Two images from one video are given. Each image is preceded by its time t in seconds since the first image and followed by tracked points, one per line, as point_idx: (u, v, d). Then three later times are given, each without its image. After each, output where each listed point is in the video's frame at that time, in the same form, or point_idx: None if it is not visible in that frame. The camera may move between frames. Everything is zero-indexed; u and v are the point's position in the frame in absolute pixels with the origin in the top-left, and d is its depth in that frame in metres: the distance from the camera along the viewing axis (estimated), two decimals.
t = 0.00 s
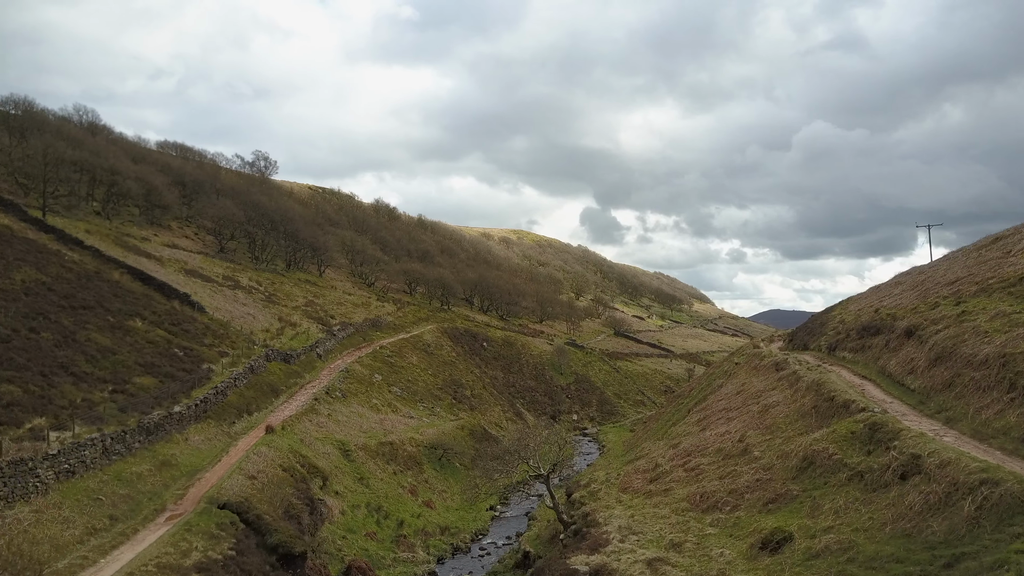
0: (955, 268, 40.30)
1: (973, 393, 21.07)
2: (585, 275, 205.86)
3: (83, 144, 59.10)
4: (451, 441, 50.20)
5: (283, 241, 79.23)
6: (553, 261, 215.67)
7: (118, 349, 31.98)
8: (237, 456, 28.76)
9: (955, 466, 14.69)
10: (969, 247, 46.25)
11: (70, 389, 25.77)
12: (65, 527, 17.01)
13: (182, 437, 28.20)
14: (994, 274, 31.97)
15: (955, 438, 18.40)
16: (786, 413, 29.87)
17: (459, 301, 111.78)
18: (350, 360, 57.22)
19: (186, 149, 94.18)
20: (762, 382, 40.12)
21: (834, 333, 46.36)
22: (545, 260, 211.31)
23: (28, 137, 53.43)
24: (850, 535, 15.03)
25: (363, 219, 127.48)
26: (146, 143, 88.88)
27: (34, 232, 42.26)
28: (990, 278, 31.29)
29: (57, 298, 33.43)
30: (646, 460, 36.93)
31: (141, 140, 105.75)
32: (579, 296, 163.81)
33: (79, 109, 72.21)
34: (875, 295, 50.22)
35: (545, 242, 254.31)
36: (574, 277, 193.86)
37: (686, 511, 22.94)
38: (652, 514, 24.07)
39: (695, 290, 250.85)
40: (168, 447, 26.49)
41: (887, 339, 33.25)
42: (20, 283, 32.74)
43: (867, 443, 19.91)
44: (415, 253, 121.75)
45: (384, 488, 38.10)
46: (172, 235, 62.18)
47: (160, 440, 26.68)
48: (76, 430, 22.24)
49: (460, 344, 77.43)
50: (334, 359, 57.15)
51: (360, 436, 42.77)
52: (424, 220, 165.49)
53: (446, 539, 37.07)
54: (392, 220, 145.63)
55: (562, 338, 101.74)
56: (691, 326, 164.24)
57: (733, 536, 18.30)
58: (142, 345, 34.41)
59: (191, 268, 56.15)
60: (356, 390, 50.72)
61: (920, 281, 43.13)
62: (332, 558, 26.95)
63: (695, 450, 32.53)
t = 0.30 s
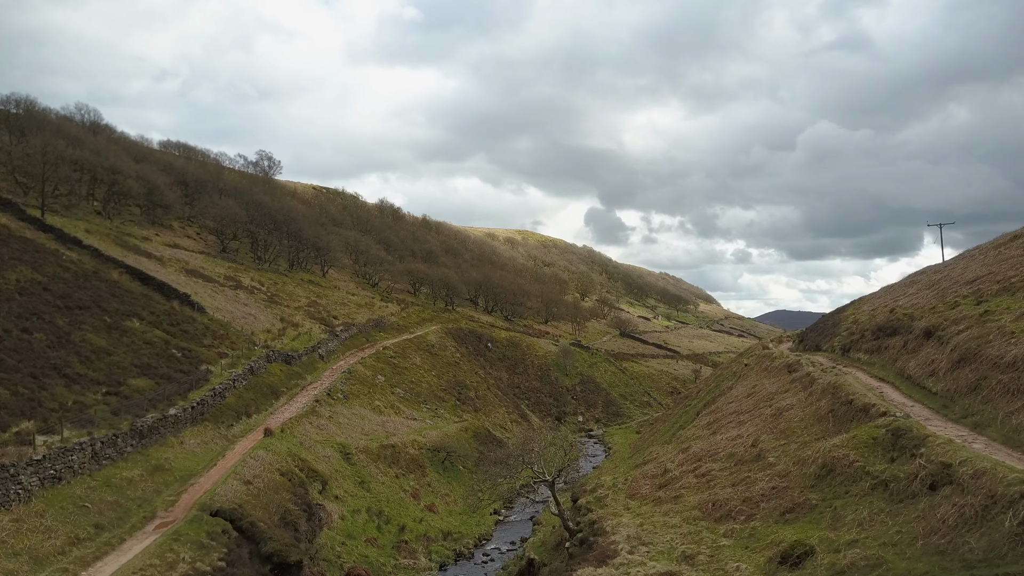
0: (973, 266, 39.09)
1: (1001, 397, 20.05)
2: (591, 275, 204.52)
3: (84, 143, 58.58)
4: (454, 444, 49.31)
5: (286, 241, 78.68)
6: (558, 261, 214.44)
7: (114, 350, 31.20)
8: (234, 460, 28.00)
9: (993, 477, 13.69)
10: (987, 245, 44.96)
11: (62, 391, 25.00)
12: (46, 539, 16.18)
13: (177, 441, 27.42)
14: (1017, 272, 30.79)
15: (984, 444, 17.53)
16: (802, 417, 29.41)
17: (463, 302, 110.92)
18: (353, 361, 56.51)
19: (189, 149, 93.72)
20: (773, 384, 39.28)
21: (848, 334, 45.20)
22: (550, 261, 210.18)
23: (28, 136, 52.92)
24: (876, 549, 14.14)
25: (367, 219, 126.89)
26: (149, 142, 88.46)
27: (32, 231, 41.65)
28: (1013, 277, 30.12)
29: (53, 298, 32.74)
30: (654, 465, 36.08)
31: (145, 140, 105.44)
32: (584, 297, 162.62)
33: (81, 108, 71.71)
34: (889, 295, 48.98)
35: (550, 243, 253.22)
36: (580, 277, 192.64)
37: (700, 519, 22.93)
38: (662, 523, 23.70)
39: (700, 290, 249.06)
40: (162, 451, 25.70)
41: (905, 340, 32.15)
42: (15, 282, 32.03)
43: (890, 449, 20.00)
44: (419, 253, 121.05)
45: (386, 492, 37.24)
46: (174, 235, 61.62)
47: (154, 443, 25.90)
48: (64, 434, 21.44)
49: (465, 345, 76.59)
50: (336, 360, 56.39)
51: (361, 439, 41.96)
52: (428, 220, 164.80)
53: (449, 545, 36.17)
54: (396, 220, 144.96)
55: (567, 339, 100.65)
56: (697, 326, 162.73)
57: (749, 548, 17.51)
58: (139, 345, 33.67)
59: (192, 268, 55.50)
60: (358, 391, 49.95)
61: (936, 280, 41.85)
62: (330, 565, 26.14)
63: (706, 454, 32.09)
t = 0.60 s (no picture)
0: (994, 264, 37.75)
1: None
2: (597, 275, 203.17)
3: (86, 142, 58.16)
4: (459, 446, 48.45)
5: (290, 241, 78.14)
6: (564, 261, 213.25)
7: (110, 351, 30.50)
8: (232, 464, 27.27)
9: None
10: (1007, 243, 43.56)
11: (54, 393, 24.28)
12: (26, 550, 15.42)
13: (172, 444, 26.69)
14: None
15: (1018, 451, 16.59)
16: (818, 422, 28.60)
17: (468, 302, 110.08)
18: (356, 362, 55.78)
19: (193, 149, 93.39)
20: (786, 386, 38.26)
21: (863, 334, 43.96)
22: (556, 261, 209.08)
23: (29, 135, 52.49)
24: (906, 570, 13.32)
25: (372, 219, 126.34)
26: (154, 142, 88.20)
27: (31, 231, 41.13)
28: None
29: (49, 298, 32.10)
30: (664, 469, 35.18)
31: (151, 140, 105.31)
32: (590, 297, 161.41)
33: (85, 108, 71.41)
34: (904, 294, 47.64)
35: (556, 243, 251.80)
36: (586, 277, 191.39)
37: (715, 530, 22.65)
38: (674, 533, 23.21)
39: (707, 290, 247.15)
40: (156, 455, 24.96)
41: (925, 341, 30.98)
42: (10, 282, 31.41)
43: (916, 457, 19.67)
44: (424, 253, 120.32)
45: (388, 496, 36.44)
46: (176, 235, 61.14)
47: (148, 447, 25.15)
48: (53, 438, 20.68)
49: (470, 345, 75.74)
50: (339, 361, 55.66)
51: (364, 442, 41.14)
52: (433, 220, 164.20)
53: (452, 550, 35.29)
54: (401, 220, 144.44)
55: (573, 340, 99.55)
56: (704, 327, 161.10)
57: (767, 563, 16.77)
58: (136, 346, 32.99)
59: (194, 268, 54.91)
60: (362, 393, 49.19)
61: (955, 279, 40.56)
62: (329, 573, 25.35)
63: (718, 458, 31.31)
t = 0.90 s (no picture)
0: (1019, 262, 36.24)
1: None
2: (605, 275, 201.73)
3: (90, 141, 57.79)
4: (464, 449, 47.49)
5: (295, 240, 77.59)
6: (571, 261, 211.96)
7: (108, 351, 29.80)
8: (230, 468, 26.46)
9: None
10: None
11: (46, 395, 23.54)
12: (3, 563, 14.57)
13: (168, 448, 25.88)
14: None
15: None
16: (839, 427, 27.36)
17: (475, 302, 109.23)
18: (361, 363, 54.99)
19: (199, 148, 93.14)
20: (803, 389, 36.91)
21: (881, 336, 42.57)
22: (564, 261, 207.80)
23: (31, 133, 52.09)
24: None
25: (378, 219, 125.83)
26: (160, 141, 88.02)
27: (32, 230, 40.58)
28: None
29: (46, 298, 31.44)
30: (676, 475, 33.95)
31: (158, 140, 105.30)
32: (598, 297, 160.22)
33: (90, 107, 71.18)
34: (923, 293, 46.12)
35: (563, 243, 250.56)
36: (594, 277, 190.11)
37: (733, 542, 21.51)
38: (689, 545, 22.10)
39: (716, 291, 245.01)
40: (151, 460, 24.15)
41: (949, 342, 29.60)
42: (6, 281, 30.77)
43: (950, 467, 18.56)
44: (431, 253, 119.63)
45: (392, 500, 35.55)
46: (180, 234, 60.66)
47: (142, 451, 24.34)
48: (41, 443, 19.87)
49: (477, 346, 74.81)
50: (344, 362, 54.92)
51: (367, 444, 40.29)
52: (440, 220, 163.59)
53: (457, 557, 34.33)
54: (408, 220, 144.04)
55: (581, 340, 98.42)
56: (713, 327, 159.29)
57: None
58: (135, 347, 32.26)
59: (197, 268, 54.34)
60: (366, 394, 48.39)
61: (978, 278, 39.07)
62: None
63: (733, 465, 30.09)
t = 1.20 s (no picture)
0: None
1: None
2: (620, 275, 199.56)
3: (103, 141, 58.00)
4: (477, 451, 46.40)
5: (308, 240, 77.39)
6: (586, 261, 210.09)
7: (113, 352, 29.34)
8: (235, 472, 25.78)
9: None
10: None
11: (46, 396, 23.01)
12: None
13: (172, 452, 25.26)
14: None
15: None
16: (870, 433, 25.74)
17: (489, 302, 108.28)
18: (373, 364, 54.27)
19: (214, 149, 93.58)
20: (829, 392, 35.16)
21: (910, 337, 40.59)
22: (579, 261, 206.06)
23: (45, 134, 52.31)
24: None
25: (392, 219, 125.61)
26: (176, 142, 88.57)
27: (42, 229, 40.49)
28: None
29: (52, 298, 31.11)
30: (697, 482, 32.46)
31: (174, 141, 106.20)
32: (613, 297, 158.37)
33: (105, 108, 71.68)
34: (954, 292, 43.97)
35: (578, 243, 248.75)
36: (609, 277, 188.09)
37: (760, 558, 20.06)
38: (712, 559, 20.70)
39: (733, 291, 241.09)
40: (154, 464, 23.52)
41: (988, 344, 27.79)
42: (12, 280, 30.48)
43: (999, 480, 17.09)
44: (445, 253, 118.99)
45: (402, 505, 34.61)
46: (193, 234, 60.64)
47: (145, 455, 23.73)
48: (37, 447, 19.25)
49: (491, 347, 73.79)
50: (356, 362, 54.26)
51: (378, 447, 39.44)
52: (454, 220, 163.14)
53: (470, 564, 33.28)
54: (422, 220, 143.73)
55: (596, 341, 96.90)
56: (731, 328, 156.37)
57: None
58: (141, 347, 31.79)
59: (209, 267, 54.11)
60: (378, 395, 47.60)
61: (1012, 277, 36.97)
62: None
63: (756, 472, 28.52)
